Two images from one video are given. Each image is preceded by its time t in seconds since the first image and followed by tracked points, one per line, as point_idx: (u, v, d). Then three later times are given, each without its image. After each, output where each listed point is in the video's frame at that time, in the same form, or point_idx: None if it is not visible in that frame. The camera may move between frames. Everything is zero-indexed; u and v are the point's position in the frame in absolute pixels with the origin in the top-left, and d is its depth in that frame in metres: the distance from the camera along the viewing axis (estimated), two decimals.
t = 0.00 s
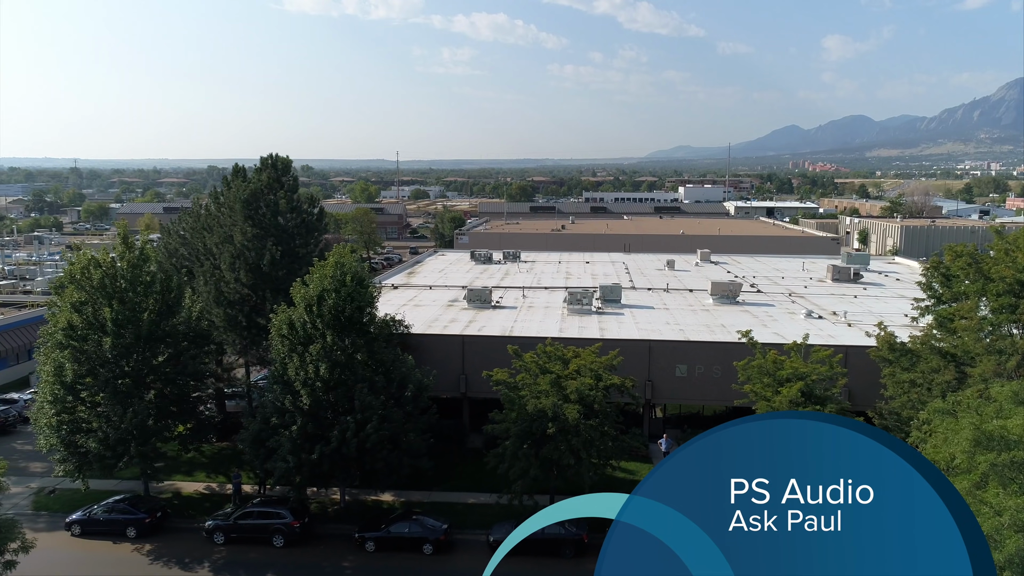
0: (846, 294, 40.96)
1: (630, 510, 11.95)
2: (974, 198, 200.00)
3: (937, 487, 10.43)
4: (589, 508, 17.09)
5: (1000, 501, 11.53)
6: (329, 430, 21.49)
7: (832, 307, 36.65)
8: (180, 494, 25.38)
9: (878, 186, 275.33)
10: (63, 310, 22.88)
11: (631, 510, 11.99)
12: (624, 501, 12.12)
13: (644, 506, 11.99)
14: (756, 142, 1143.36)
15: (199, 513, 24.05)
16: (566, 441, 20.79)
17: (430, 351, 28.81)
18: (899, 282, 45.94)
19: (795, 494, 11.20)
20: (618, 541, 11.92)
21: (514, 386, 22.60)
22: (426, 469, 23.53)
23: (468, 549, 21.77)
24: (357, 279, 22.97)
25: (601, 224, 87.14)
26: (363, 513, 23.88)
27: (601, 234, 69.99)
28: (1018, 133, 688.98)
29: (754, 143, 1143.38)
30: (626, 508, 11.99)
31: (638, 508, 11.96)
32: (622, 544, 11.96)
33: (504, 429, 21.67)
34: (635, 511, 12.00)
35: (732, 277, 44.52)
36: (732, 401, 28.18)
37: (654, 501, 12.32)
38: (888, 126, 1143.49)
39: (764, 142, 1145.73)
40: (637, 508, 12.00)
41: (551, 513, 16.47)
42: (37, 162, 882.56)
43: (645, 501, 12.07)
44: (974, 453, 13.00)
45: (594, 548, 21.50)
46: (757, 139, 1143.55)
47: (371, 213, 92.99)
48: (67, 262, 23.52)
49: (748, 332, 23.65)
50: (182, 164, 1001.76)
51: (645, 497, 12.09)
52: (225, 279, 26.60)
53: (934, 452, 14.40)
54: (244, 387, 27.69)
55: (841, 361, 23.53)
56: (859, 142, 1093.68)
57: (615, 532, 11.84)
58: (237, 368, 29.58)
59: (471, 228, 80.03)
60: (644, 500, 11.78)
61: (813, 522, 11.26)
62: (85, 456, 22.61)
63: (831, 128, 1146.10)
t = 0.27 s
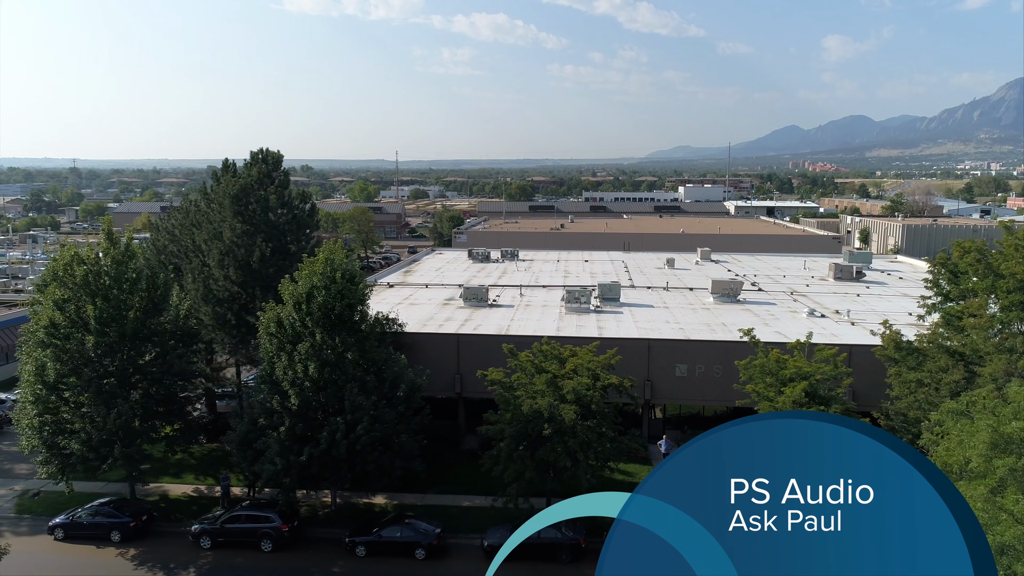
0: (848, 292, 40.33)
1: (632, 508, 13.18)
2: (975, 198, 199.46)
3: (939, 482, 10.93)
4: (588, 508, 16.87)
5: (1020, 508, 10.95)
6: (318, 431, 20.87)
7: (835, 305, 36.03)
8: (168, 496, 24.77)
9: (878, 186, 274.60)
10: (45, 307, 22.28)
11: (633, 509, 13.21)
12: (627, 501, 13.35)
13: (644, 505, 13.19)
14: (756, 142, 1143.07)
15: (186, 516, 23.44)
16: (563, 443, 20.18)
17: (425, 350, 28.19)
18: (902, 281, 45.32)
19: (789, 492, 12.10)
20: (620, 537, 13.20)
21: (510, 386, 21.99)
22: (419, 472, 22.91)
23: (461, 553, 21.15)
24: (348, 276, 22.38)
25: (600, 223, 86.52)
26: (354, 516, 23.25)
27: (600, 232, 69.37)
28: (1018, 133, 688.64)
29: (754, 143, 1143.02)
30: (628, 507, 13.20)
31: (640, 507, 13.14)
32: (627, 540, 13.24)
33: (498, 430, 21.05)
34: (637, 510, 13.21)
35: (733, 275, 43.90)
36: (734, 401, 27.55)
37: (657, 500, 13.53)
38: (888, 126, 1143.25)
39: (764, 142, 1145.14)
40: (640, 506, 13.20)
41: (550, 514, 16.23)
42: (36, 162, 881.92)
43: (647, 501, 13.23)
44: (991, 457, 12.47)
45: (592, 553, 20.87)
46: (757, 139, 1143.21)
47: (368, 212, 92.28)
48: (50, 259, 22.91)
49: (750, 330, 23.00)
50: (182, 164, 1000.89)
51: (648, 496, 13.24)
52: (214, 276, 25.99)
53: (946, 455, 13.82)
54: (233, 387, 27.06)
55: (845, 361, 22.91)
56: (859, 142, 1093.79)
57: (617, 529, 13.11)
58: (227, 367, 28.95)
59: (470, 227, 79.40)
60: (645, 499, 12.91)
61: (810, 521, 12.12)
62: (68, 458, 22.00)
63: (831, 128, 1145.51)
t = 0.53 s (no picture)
0: (851, 291, 39.70)
1: (634, 507, 13.07)
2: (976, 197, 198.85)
3: (942, 482, 10.92)
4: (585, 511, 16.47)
5: None
6: (307, 433, 20.23)
7: (838, 304, 35.39)
8: (154, 499, 24.12)
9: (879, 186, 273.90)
10: (27, 305, 21.66)
11: (635, 507, 13.10)
12: (630, 499, 13.23)
13: (648, 504, 13.10)
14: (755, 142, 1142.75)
15: (172, 520, 22.79)
16: (560, 445, 19.54)
17: (419, 349, 27.56)
18: (905, 279, 44.67)
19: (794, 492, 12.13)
20: (622, 536, 13.04)
21: (505, 386, 21.34)
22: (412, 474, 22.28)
23: (455, 558, 20.50)
24: (339, 273, 21.74)
25: (600, 223, 85.87)
26: (345, 520, 22.61)
27: (600, 231, 68.71)
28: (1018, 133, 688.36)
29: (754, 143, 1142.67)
30: (630, 505, 13.09)
31: (642, 506, 13.04)
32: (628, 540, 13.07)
33: (492, 431, 20.41)
34: (640, 509, 13.11)
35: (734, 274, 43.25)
36: (735, 402, 26.91)
37: (655, 500, 13.18)
38: (888, 126, 1143.00)
39: (764, 142, 1144.59)
40: (642, 505, 13.10)
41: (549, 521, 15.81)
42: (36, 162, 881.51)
43: (650, 499, 13.16)
44: (1011, 461, 11.92)
45: (589, 558, 20.23)
46: (757, 139, 1142.90)
47: (366, 210, 91.58)
48: (32, 255, 22.27)
49: (752, 328, 22.35)
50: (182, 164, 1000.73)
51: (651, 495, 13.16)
52: (203, 273, 25.33)
53: (959, 458, 13.22)
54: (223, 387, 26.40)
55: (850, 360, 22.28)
56: (859, 142, 1093.41)
57: (620, 528, 12.97)
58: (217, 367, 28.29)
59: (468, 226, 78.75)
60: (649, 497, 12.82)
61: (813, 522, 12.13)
62: (50, 460, 21.35)
63: (831, 128, 1144.97)
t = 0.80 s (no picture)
0: (854, 289, 39.05)
1: (638, 505, 12.71)
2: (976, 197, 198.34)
3: (942, 481, 10.97)
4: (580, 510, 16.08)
5: None
6: (294, 434, 19.60)
7: (840, 302, 34.76)
8: (139, 502, 23.47)
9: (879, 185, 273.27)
10: (7, 301, 21.03)
11: (638, 506, 12.73)
12: (632, 498, 12.86)
13: (652, 502, 12.78)
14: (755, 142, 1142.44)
15: (157, 523, 22.15)
16: (555, 446, 18.91)
17: (413, 348, 26.92)
18: (908, 278, 44.04)
19: (796, 490, 12.09)
20: (625, 534, 12.68)
21: (499, 386, 20.69)
22: (404, 476, 21.65)
23: (447, 563, 19.88)
24: (328, 269, 21.12)
25: (599, 222, 85.28)
26: (335, 523, 21.98)
27: (599, 230, 68.05)
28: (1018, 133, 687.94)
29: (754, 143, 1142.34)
30: (633, 503, 12.73)
31: (646, 504, 12.70)
32: (631, 539, 12.70)
33: (487, 432, 19.78)
34: (643, 507, 12.76)
35: (735, 272, 42.62)
36: (736, 402, 26.29)
37: (655, 497, 12.81)
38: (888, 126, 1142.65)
39: (764, 142, 1144.10)
40: (645, 504, 12.76)
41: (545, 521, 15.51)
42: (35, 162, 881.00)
43: (653, 498, 12.84)
44: None
45: (586, 563, 19.59)
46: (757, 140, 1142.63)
47: (364, 208, 90.81)
48: (13, 250, 21.65)
49: (754, 325, 21.71)
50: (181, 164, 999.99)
51: (654, 493, 12.83)
52: (190, 270, 24.68)
53: (975, 460, 12.63)
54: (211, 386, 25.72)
55: (855, 359, 21.65)
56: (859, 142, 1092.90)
57: (624, 526, 12.60)
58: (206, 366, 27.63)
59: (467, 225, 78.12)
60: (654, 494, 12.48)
61: (814, 521, 12.03)
62: (30, 461, 20.72)
63: (831, 128, 1144.51)
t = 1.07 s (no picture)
0: (856, 287, 38.42)
1: (639, 504, 12.10)
2: (976, 197, 197.85)
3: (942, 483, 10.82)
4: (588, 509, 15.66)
5: None
6: (281, 434, 18.96)
7: (843, 300, 34.13)
8: (124, 505, 22.82)
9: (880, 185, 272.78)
10: None
11: (640, 505, 12.11)
12: (633, 497, 12.25)
13: (653, 502, 12.18)
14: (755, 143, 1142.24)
15: (141, 527, 21.51)
16: (551, 447, 18.26)
17: (406, 347, 26.29)
18: (911, 275, 43.44)
19: (796, 490, 11.56)
20: (626, 534, 12.02)
21: (494, 385, 20.06)
22: (395, 478, 21.01)
23: (440, 567, 19.24)
24: (317, 264, 20.49)
25: (598, 220, 84.63)
26: (325, 527, 21.32)
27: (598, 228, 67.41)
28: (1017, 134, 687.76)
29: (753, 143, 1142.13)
30: (635, 502, 12.11)
31: (648, 503, 12.09)
32: (631, 539, 12.03)
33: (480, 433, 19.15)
34: (644, 507, 12.13)
35: (735, 270, 42.00)
36: (738, 402, 25.66)
37: (658, 496, 12.21)
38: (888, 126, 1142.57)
39: (764, 142, 1144.23)
40: (647, 503, 12.15)
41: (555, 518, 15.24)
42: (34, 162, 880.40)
43: (654, 497, 12.26)
44: None
45: (583, 568, 18.95)
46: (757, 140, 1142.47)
47: (361, 206, 90.16)
48: None
49: (757, 322, 21.05)
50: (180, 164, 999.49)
51: (656, 493, 12.27)
52: (177, 266, 24.06)
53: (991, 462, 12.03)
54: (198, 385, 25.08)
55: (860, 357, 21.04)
56: (858, 142, 1092.69)
57: (625, 524, 11.92)
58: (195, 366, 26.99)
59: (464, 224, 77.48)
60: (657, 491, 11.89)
61: (813, 522, 11.42)
62: (9, 463, 20.06)
63: (831, 129, 1144.22)
